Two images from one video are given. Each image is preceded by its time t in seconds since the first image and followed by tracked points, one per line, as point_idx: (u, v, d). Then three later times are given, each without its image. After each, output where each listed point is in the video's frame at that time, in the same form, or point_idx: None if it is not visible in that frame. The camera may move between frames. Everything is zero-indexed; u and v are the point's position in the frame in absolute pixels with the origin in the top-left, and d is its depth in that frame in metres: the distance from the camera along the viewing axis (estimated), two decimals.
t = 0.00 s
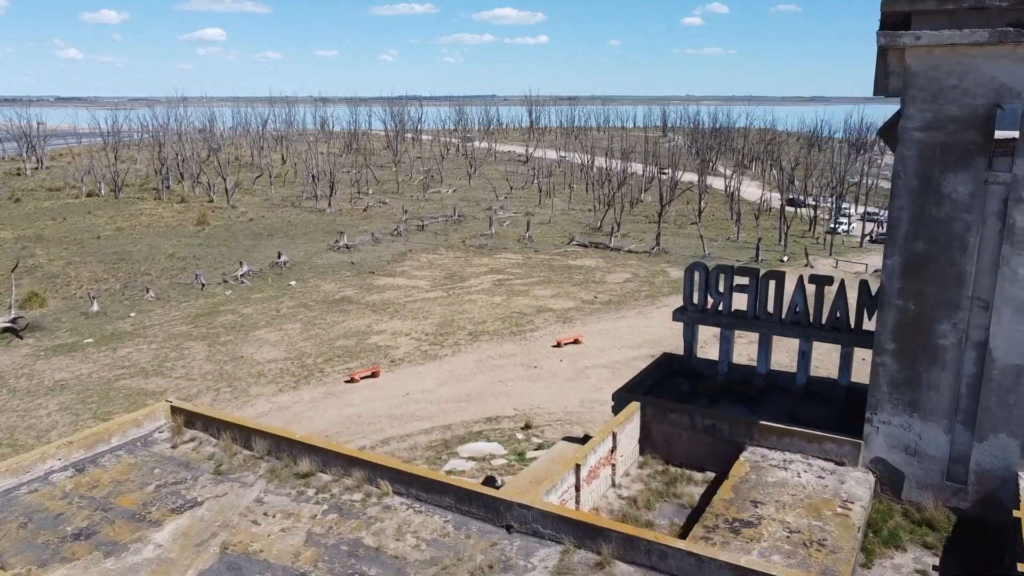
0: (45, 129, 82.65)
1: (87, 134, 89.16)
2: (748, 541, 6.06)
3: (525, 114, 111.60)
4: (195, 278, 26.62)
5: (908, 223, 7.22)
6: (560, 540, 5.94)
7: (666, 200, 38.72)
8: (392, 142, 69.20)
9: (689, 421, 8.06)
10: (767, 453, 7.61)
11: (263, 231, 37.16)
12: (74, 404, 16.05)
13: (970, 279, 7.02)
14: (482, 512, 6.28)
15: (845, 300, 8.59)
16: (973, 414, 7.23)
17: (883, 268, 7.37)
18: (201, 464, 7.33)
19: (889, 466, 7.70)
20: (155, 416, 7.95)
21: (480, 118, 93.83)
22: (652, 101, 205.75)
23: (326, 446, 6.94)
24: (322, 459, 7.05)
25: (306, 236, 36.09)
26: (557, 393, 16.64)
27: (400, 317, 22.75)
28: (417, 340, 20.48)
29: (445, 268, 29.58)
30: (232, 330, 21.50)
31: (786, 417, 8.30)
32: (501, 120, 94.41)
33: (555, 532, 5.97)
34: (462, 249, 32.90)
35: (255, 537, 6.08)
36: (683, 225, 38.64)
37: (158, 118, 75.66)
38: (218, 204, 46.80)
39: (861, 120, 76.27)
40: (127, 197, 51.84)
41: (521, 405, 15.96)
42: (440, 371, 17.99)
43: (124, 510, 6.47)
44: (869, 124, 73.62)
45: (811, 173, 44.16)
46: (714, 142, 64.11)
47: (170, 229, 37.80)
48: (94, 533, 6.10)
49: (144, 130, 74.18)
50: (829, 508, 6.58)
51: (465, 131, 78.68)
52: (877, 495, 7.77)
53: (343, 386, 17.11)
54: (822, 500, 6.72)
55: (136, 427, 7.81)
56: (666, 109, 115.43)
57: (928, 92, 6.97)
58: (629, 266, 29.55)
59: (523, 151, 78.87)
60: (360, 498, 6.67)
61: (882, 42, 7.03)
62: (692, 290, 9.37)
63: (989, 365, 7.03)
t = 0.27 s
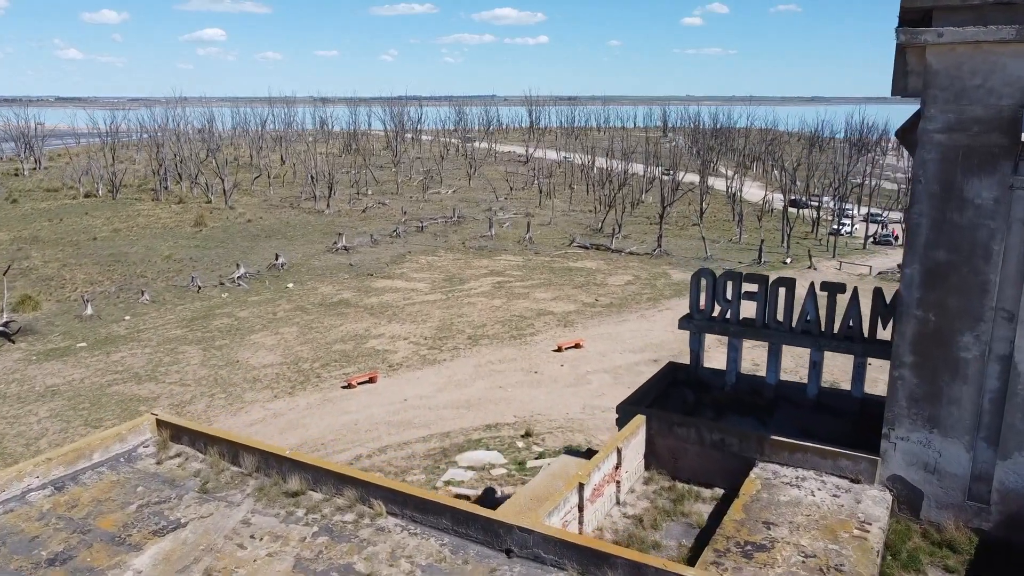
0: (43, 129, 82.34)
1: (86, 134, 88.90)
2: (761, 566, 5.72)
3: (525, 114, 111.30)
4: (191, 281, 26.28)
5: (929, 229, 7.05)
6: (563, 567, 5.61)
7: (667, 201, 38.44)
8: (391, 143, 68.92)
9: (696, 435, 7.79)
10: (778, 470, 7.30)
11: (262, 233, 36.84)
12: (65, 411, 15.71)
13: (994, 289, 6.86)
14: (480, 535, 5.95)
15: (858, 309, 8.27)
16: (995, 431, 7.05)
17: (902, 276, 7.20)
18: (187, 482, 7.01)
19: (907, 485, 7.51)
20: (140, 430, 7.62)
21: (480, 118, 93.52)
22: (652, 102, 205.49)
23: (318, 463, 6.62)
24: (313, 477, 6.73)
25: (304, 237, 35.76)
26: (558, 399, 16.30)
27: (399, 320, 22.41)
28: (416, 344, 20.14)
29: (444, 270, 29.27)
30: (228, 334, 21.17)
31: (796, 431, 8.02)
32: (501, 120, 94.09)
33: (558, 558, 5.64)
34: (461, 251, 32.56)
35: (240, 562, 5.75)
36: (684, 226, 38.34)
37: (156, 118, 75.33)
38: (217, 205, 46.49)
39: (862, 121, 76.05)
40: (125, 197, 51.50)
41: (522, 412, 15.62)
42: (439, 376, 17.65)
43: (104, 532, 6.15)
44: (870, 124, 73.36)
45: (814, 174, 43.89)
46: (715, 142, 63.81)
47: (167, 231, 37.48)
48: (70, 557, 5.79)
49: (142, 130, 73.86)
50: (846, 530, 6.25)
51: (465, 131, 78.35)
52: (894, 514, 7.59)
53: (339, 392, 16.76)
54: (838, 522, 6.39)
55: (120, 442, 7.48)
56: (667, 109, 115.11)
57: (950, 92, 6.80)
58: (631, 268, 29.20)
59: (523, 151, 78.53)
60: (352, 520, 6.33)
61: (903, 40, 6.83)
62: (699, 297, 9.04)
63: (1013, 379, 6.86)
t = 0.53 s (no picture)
0: (41, 129, 82.03)
1: (84, 135, 88.59)
2: None
3: (525, 115, 111.02)
4: (186, 283, 25.96)
5: (951, 238, 6.82)
6: None
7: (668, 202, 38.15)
8: (390, 143, 68.64)
9: (706, 450, 7.66)
10: (791, 486, 7.07)
11: (259, 234, 36.54)
12: (56, 419, 15.38)
13: (1019, 299, 6.62)
14: (478, 561, 5.65)
15: (873, 318, 7.95)
16: (1019, 449, 6.83)
17: (923, 286, 6.96)
18: (170, 501, 6.68)
19: (927, 503, 7.32)
20: (122, 445, 7.31)
21: (480, 118, 93.24)
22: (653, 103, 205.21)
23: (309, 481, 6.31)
24: (304, 497, 6.42)
25: (302, 238, 35.44)
26: (558, 406, 15.97)
27: (397, 324, 22.08)
28: (414, 348, 19.81)
29: (444, 272, 28.96)
30: (223, 338, 20.83)
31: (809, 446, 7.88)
32: (501, 120, 93.79)
33: None
34: (461, 253, 32.24)
35: None
36: (686, 227, 38.03)
37: (154, 118, 75.02)
38: (215, 205, 46.20)
39: (862, 121, 75.79)
40: (123, 198, 51.19)
41: (522, 419, 15.29)
42: (438, 382, 17.32)
43: (81, 556, 5.84)
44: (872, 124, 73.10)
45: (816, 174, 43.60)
46: (716, 142, 63.51)
47: (164, 232, 37.16)
48: None
49: (140, 130, 73.50)
50: (865, 554, 5.95)
51: (464, 132, 78.05)
52: (914, 534, 7.40)
53: (336, 398, 16.42)
54: (856, 545, 6.09)
55: (101, 458, 7.18)
56: (667, 109, 114.80)
57: (975, 92, 6.53)
58: (632, 270, 28.89)
59: (523, 151, 78.23)
60: (344, 542, 6.01)
61: (923, 38, 6.59)
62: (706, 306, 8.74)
63: None
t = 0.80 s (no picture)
0: (40, 129, 81.67)
1: (83, 134, 88.24)
2: None
3: (525, 115, 110.65)
4: (182, 286, 25.64)
5: (977, 245, 6.54)
6: None
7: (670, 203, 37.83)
8: (390, 143, 68.31)
9: (714, 467, 7.71)
10: (805, 506, 7.13)
11: (257, 235, 36.23)
12: (46, 425, 15.08)
13: None
14: None
15: (888, 328, 7.60)
16: None
17: (947, 296, 6.68)
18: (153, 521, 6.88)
19: (949, 524, 6.98)
20: (103, 463, 7.58)
21: (480, 118, 92.89)
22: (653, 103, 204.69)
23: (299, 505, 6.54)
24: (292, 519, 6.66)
25: (300, 240, 35.14)
26: (559, 412, 15.66)
27: (395, 327, 21.75)
28: (412, 352, 19.48)
29: (443, 274, 28.62)
30: (218, 342, 20.49)
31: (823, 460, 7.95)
32: (501, 120, 93.45)
33: None
34: (460, 254, 31.92)
35: None
36: (687, 228, 37.73)
37: (153, 118, 74.65)
38: (213, 206, 45.92)
39: (864, 121, 75.41)
40: (120, 199, 50.87)
41: (522, 426, 14.96)
42: (436, 388, 16.98)
43: None
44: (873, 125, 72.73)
45: (818, 174, 43.25)
46: (717, 142, 63.16)
47: (161, 233, 36.86)
48: None
49: (139, 130, 73.14)
50: None
51: (464, 132, 77.70)
52: (934, 556, 7.06)
53: (332, 404, 16.08)
54: (873, 568, 6.11)
55: (82, 477, 7.44)
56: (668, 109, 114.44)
57: (1002, 92, 6.27)
58: (634, 272, 28.57)
59: (523, 151, 77.89)
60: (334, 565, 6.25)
61: (948, 34, 6.33)
62: (712, 314, 8.40)
63: None
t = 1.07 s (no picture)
0: (38, 129, 81.29)
1: (82, 134, 87.87)
2: None
3: (526, 115, 110.27)
4: (177, 288, 25.31)
5: (1004, 255, 6.17)
6: None
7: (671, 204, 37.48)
8: (389, 144, 67.93)
9: (723, 486, 7.72)
10: (819, 527, 7.13)
11: (255, 237, 35.89)
12: (36, 433, 14.76)
13: None
14: None
15: (904, 338, 7.27)
16: None
17: (971, 308, 6.29)
18: (132, 543, 7.07)
19: (974, 550, 6.55)
20: (79, 482, 7.80)
21: (480, 118, 92.51)
22: (654, 104, 204.32)
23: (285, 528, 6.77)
24: (276, 543, 6.89)
25: (298, 241, 34.80)
26: (559, 419, 15.31)
27: (393, 331, 21.39)
28: (410, 357, 19.13)
29: (441, 276, 28.29)
30: (213, 346, 20.14)
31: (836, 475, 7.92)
32: (502, 121, 93.08)
33: None
34: (459, 256, 31.57)
35: None
36: (688, 230, 37.39)
37: (151, 117, 74.25)
38: (210, 207, 45.58)
39: (865, 121, 75.10)
40: (117, 200, 50.54)
41: (521, 434, 14.62)
42: (434, 394, 16.64)
43: None
44: (874, 125, 72.43)
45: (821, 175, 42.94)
46: (718, 143, 62.81)
47: (158, 234, 36.51)
48: None
49: (137, 130, 72.75)
50: None
51: (464, 131, 77.28)
52: None
53: (328, 411, 15.74)
54: None
55: (58, 495, 7.64)
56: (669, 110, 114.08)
57: None
58: (635, 274, 28.24)
59: (523, 151, 77.51)
60: None
61: (974, 31, 6.01)
62: (720, 324, 8.07)
63: None
